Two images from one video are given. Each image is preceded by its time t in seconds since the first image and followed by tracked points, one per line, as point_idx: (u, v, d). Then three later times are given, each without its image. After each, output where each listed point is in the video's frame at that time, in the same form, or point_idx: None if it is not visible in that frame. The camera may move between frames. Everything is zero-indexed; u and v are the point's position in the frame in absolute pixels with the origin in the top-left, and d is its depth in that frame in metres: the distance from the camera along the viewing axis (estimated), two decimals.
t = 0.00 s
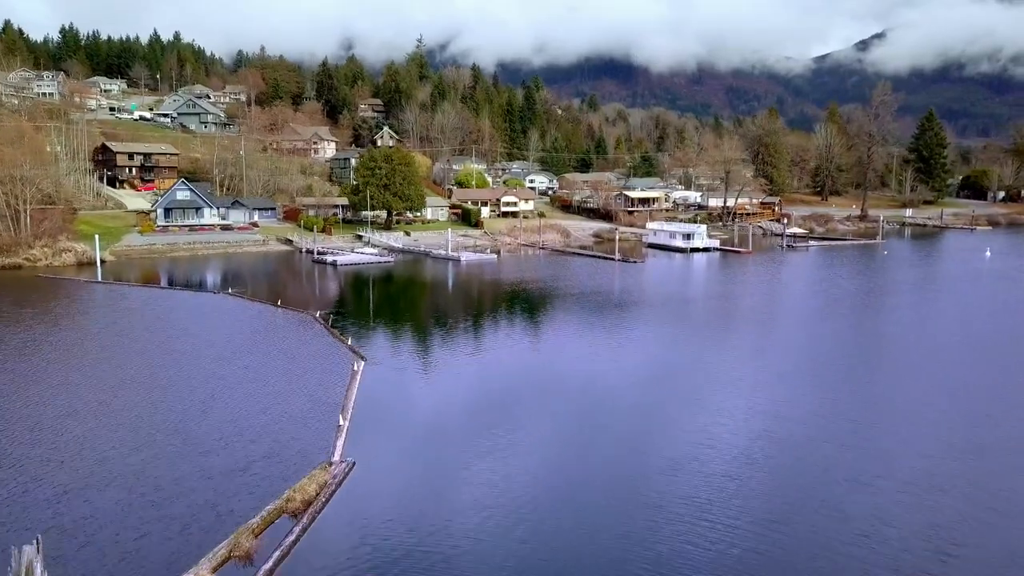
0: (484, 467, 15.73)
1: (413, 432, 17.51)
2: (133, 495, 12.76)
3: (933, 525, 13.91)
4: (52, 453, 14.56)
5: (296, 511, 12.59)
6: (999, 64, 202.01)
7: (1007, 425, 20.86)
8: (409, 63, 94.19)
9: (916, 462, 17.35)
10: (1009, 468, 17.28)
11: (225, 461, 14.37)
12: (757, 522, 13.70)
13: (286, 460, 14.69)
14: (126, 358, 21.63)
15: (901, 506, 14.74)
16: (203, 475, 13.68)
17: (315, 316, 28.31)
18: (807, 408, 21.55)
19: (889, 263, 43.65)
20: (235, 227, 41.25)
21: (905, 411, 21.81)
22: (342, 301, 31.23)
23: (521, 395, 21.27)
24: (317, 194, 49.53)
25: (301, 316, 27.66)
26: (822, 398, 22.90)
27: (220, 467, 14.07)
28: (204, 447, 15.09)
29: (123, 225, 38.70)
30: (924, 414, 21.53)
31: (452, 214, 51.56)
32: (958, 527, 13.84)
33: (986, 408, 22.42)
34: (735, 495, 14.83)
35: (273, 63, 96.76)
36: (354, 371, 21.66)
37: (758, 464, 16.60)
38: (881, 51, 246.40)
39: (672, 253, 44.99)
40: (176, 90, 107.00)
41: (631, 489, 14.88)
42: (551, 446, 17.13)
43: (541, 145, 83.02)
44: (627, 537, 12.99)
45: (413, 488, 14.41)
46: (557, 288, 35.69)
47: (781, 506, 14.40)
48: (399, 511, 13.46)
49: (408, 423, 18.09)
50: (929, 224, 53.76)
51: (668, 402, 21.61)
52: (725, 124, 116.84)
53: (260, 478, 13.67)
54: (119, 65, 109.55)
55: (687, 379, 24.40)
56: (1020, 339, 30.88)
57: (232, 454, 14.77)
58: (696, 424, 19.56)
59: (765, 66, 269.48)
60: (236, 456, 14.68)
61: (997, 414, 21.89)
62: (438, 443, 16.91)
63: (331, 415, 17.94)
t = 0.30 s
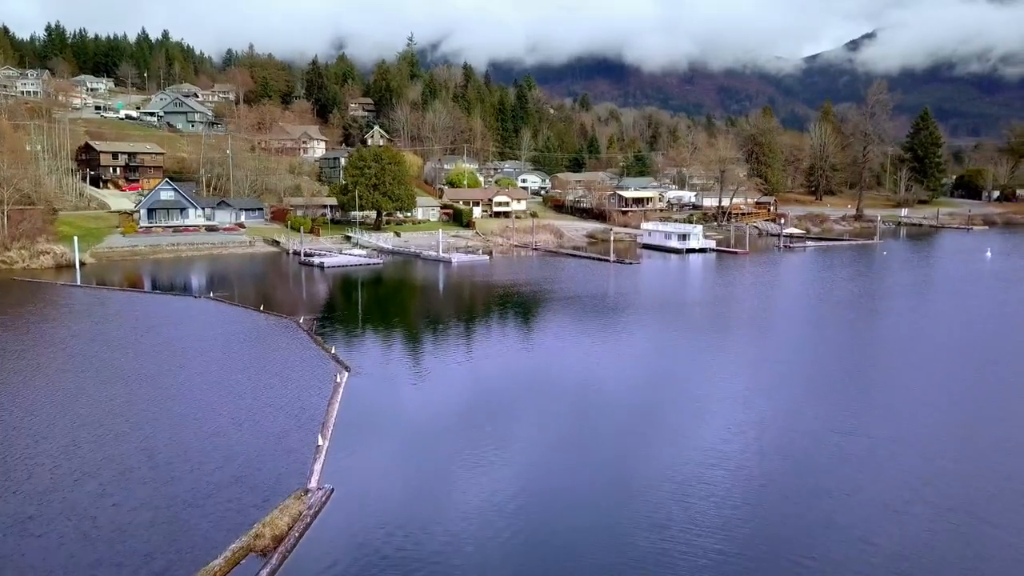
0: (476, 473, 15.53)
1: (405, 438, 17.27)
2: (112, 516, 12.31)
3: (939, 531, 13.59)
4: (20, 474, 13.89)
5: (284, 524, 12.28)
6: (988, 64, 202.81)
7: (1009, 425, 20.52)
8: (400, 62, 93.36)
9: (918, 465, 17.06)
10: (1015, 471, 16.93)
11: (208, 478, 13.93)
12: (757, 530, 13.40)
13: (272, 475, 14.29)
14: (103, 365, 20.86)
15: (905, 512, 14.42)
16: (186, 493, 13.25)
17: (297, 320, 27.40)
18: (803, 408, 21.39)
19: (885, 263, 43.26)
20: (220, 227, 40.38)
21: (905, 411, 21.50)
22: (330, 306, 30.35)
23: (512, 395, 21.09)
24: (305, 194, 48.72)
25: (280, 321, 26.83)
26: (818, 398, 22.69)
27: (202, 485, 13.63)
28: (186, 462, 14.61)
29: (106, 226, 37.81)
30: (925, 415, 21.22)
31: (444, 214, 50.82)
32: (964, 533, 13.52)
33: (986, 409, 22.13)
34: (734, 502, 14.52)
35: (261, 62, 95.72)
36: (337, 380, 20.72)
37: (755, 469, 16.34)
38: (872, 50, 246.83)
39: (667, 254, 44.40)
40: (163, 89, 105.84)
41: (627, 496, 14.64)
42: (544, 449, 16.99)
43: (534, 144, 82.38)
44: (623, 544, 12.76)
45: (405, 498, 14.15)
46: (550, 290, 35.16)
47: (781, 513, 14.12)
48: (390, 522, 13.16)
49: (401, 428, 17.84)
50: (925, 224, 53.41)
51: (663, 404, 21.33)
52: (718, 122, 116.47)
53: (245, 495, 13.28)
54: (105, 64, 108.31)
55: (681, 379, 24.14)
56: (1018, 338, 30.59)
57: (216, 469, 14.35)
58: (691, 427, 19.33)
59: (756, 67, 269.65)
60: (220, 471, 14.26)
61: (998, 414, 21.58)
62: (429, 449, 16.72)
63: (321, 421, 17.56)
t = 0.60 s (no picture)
0: (464, 474, 15.68)
1: (395, 441, 17.29)
2: (82, 542, 11.88)
3: (933, 542, 13.36)
4: None
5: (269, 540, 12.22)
6: (974, 63, 203.96)
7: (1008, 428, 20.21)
8: (388, 60, 92.46)
9: (910, 468, 16.92)
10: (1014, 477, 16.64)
11: (180, 499, 13.46)
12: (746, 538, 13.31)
13: (251, 493, 13.92)
14: (74, 373, 20.08)
15: (899, 521, 14.19)
16: (154, 517, 12.78)
17: (274, 325, 26.37)
18: (792, 407, 21.40)
19: (878, 263, 42.97)
20: (201, 229, 39.48)
21: (902, 412, 21.24)
22: (315, 309, 29.56)
23: (502, 395, 21.15)
24: (290, 194, 47.85)
25: (256, 327, 25.75)
26: (808, 394, 22.76)
27: (173, 507, 13.14)
28: (158, 482, 14.11)
29: (83, 227, 36.88)
30: (921, 416, 20.97)
31: (432, 214, 50.05)
32: (960, 545, 13.27)
33: (984, 410, 21.85)
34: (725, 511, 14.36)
35: (247, 60, 94.57)
36: (314, 392, 19.63)
37: (743, 472, 16.37)
38: (859, 50, 247.60)
39: (659, 255, 43.81)
40: (148, 87, 104.40)
41: (614, 501, 14.68)
42: (528, 455, 16.83)
43: (523, 143, 81.71)
44: (608, 550, 12.77)
45: (393, 501, 14.26)
46: (541, 290, 34.60)
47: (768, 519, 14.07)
48: (377, 530, 13.09)
49: (391, 431, 17.87)
50: (917, 224, 53.13)
51: (653, 404, 21.23)
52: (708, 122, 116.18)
53: (219, 517, 12.84)
54: (89, 62, 106.85)
55: (669, 377, 24.22)
56: (1013, 339, 30.32)
57: (190, 489, 13.88)
58: (679, 427, 19.34)
59: (744, 67, 270.05)
60: (193, 491, 13.80)
61: (995, 416, 21.33)
62: (419, 451, 16.82)
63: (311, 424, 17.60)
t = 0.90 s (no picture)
0: (449, 476, 15.85)
1: (381, 444, 17.32)
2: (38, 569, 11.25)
3: (925, 550, 13.27)
4: None
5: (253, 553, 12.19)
6: (957, 63, 205.34)
7: (1002, 432, 20.03)
8: (372, 58, 91.50)
9: (896, 470, 17.00)
10: (1008, 483, 16.46)
11: (151, 516, 13.06)
12: (733, 544, 13.34)
13: (229, 504, 13.63)
14: (38, 384, 19.26)
15: (894, 532, 13.93)
16: (123, 536, 12.37)
17: (250, 330, 25.47)
18: (778, 409, 21.53)
19: (868, 263, 42.71)
20: (179, 229, 38.48)
21: (893, 416, 21.09)
22: (300, 309, 29.11)
23: (488, 396, 21.18)
24: (272, 194, 46.90)
25: (229, 335, 24.77)
26: (795, 394, 22.94)
27: (143, 525, 12.73)
28: (129, 497, 13.68)
29: (55, 228, 35.86)
30: (911, 419, 20.91)
31: (417, 214, 49.24)
32: (953, 554, 13.15)
33: (976, 412, 21.74)
34: (711, 516, 14.39)
35: (229, 58, 93.21)
36: (288, 401, 18.95)
37: (725, 472, 16.61)
38: (844, 50, 248.50)
39: (649, 256, 43.21)
40: (128, 85, 102.75)
41: (599, 503, 14.85)
42: (509, 467, 16.38)
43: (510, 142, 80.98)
44: (595, 553, 12.90)
45: (381, 504, 14.40)
46: (529, 291, 34.09)
47: (752, 521, 14.20)
48: (365, 536, 13.15)
49: (378, 433, 17.89)
50: (906, 224, 52.94)
51: (639, 406, 21.23)
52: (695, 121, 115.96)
53: (183, 543, 12.22)
54: (68, 60, 105.10)
55: (655, 377, 24.27)
56: (1005, 339, 30.15)
57: (162, 504, 13.48)
58: (664, 428, 19.46)
59: (730, 67, 270.37)
60: (164, 506, 13.41)
61: (989, 418, 21.18)
62: (405, 454, 16.89)
63: (297, 428, 17.64)
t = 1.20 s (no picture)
0: (438, 472, 15.83)
1: (369, 442, 17.19)
2: None
3: (920, 559, 13.08)
4: None
5: (240, 557, 11.98)
6: (937, 64, 206.98)
7: (996, 434, 19.82)
8: (355, 56, 90.53)
9: (886, 472, 16.99)
10: (1005, 488, 16.22)
11: (123, 524, 12.52)
12: (725, 551, 13.19)
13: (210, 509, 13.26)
14: None
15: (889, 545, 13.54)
16: (93, 546, 11.85)
17: (222, 337, 24.52)
18: (765, 409, 21.33)
19: (856, 262, 42.50)
20: (153, 230, 37.50)
21: (885, 418, 20.90)
22: (282, 311, 28.56)
23: (475, 393, 21.08)
24: (251, 194, 45.96)
25: (189, 340, 23.69)
26: (783, 392, 22.94)
27: (113, 535, 12.19)
28: (100, 505, 13.14)
29: (25, 230, 34.83)
30: (902, 420, 20.78)
31: (400, 214, 48.44)
32: (949, 565, 12.95)
33: (967, 412, 21.64)
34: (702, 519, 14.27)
35: (209, 55, 91.86)
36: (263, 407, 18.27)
37: (714, 469, 16.68)
38: (826, 50, 249.83)
39: (636, 257, 42.69)
40: (106, 83, 101.00)
41: (589, 502, 14.82)
42: (490, 473, 15.87)
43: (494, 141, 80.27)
44: (580, 566, 12.45)
45: (371, 501, 14.33)
46: (514, 292, 33.59)
47: (742, 523, 14.17)
48: (350, 538, 12.92)
49: (360, 435, 17.51)
50: (892, 223, 52.86)
51: (626, 404, 21.14)
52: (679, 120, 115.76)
53: (143, 560, 11.54)
54: (44, 57, 103.16)
55: (643, 373, 24.26)
56: (995, 339, 30.03)
57: (134, 512, 12.94)
58: (651, 426, 19.45)
59: (714, 67, 271.05)
60: (138, 513, 12.90)
61: (981, 420, 21.04)
62: (393, 451, 16.80)
63: (287, 426, 17.52)
